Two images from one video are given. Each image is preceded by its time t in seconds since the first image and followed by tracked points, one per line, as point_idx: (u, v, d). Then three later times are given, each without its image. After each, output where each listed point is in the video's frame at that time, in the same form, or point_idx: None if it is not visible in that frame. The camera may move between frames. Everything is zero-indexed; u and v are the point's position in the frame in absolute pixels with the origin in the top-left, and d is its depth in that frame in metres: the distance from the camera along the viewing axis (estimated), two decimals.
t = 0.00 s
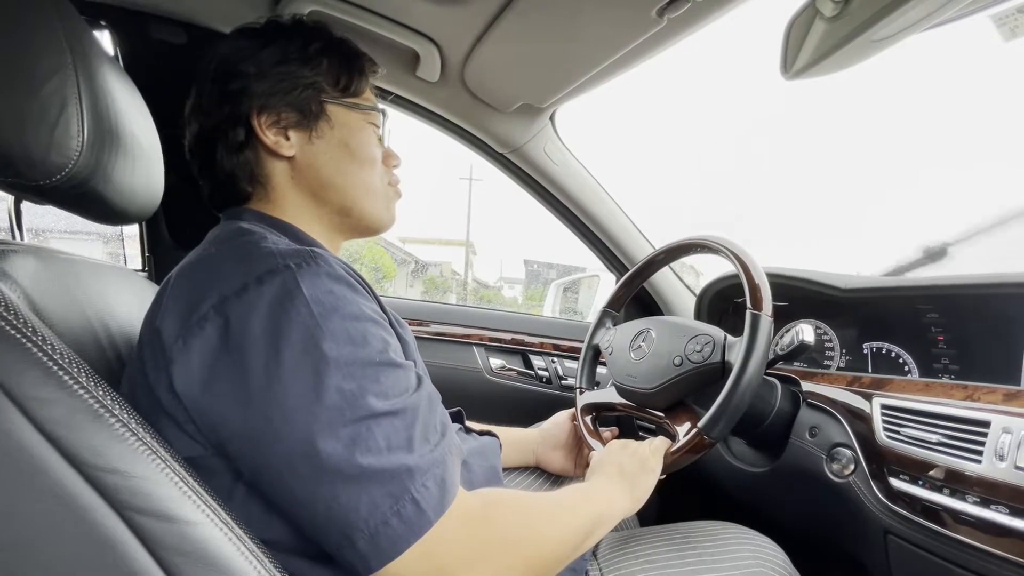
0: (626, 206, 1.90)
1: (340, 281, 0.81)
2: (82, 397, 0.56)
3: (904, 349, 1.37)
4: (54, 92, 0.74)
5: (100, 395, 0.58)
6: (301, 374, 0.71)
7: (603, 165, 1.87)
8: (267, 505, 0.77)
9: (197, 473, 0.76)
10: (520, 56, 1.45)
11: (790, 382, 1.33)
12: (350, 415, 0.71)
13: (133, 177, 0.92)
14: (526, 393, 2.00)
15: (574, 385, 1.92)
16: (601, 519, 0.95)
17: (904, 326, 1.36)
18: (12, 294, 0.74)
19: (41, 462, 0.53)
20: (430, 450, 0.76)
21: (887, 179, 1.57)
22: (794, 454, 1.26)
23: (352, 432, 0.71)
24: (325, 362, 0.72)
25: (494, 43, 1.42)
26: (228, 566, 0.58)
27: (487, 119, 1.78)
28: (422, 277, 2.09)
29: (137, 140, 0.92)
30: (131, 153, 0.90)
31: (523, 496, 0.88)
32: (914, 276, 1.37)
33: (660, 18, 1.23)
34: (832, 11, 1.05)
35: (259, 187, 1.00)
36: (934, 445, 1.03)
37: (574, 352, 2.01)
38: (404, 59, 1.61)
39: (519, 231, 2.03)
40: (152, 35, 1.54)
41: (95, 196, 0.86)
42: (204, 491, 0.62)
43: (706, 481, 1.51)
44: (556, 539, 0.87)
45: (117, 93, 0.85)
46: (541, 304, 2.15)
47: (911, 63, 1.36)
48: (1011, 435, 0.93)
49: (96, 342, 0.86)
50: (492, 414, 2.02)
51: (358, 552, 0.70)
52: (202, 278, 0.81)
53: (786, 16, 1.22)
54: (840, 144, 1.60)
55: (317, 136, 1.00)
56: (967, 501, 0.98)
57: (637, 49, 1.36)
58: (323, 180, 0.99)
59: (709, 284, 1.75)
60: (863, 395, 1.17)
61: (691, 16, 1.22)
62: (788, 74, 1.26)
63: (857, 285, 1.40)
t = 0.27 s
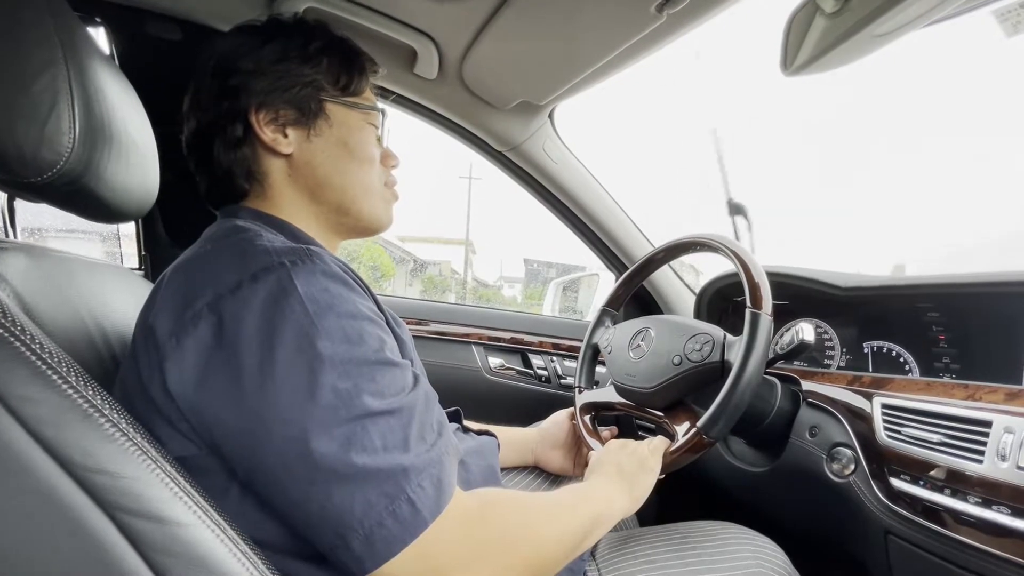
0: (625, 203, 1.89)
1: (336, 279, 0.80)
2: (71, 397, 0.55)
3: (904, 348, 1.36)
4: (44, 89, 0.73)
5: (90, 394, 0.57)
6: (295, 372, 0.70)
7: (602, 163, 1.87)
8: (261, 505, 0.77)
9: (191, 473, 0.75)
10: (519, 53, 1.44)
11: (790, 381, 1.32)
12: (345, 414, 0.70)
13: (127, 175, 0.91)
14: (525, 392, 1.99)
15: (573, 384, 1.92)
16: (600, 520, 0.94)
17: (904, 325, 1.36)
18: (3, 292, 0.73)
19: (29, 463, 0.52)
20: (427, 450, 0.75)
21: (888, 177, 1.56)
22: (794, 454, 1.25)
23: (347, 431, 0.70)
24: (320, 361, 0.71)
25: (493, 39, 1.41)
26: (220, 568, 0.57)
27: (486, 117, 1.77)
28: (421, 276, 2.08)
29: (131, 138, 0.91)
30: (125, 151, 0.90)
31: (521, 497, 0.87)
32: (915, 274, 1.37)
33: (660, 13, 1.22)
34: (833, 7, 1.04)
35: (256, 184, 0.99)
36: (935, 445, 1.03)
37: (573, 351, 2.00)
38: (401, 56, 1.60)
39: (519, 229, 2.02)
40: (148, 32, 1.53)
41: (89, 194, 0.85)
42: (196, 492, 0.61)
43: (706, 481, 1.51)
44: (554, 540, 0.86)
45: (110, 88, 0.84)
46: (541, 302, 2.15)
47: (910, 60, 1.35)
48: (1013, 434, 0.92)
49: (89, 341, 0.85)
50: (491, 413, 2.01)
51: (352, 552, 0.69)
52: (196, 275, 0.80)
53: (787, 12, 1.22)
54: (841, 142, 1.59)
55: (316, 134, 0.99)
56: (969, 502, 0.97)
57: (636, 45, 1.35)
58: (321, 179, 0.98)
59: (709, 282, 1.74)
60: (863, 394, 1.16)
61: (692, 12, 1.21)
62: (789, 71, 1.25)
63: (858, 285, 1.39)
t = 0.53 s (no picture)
0: (623, 198, 1.87)
1: (331, 269, 0.79)
2: (56, 392, 0.54)
3: (905, 345, 1.35)
4: (31, 80, 0.72)
5: (76, 390, 0.56)
6: (289, 363, 0.69)
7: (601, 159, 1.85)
8: (254, 503, 0.76)
9: (183, 470, 0.74)
10: (516, 48, 1.42)
11: (789, 378, 1.31)
12: (340, 405, 0.69)
13: (119, 169, 0.90)
14: (523, 390, 1.98)
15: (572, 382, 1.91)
16: (598, 517, 0.93)
17: (905, 322, 1.34)
18: None
19: (13, 460, 0.51)
20: (422, 442, 0.74)
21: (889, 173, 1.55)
22: (794, 452, 1.24)
23: (341, 423, 0.69)
24: (315, 351, 0.70)
25: (489, 34, 1.40)
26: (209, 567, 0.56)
27: (484, 112, 1.76)
28: (421, 274, 2.06)
29: (123, 132, 0.90)
30: (116, 145, 0.88)
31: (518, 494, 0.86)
32: (916, 271, 1.35)
33: (658, 7, 1.20)
34: None
35: (253, 180, 0.98)
36: (937, 442, 1.01)
37: (572, 348, 1.99)
38: (398, 51, 1.58)
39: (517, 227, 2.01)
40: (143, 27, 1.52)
41: (79, 189, 0.84)
42: (186, 490, 0.60)
43: (705, 479, 1.50)
44: (553, 537, 0.85)
45: (100, 81, 0.83)
46: (540, 301, 2.13)
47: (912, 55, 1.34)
48: (1016, 432, 0.91)
49: (80, 337, 0.84)
50: (489, 411, 2.00)
51: (347, 546, 0.68)
52: (189, 266, 0.79)
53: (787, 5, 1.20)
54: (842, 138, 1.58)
55: (315, 130, 0.98)
56: (970, 500, 0.96)
57: (634, 39, 1.34)
58: (319, 175, 0.97)
59: (709, 279, 1.72)
60: (864, 391, 1.15)
61: (690, 5, 1.19)
62: (789, 64, 1.23)
63: (858, 282, 1.38)
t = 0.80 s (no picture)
0: (623, 196, 1.86)
1: (330, 265, 0.79)
2: (57, 392, 0.54)
3: (908, 343, 1.34)
4: (30, 79, 0.72)
5: (77, 390, 0.56)
6: (289, 360, 0.69)
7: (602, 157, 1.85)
8: (256, 503, 0.76)
9: (184, 470, 0.74)
10: (517, 45, 1.42)
11: (792, 377, 1.30)
12: (340, 403, 0.69)
13: (119, 168, 0.90)
14: (524, 389, 1.98)
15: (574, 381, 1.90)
16: (600, 516, 0.93)
17: (908, 320, 1.34)
18: None
19: (15, 461, 0.51)
20: (424, 440, 0.74)
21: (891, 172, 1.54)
22: (797, 451, 1.24)
23: (342, 420, 0.68)
24: (314, 348, 0.70)
25: (490, 32, 1.39)
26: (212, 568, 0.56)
27: (485, 111, 1.76)
28: (421, 273, 2.08)
29: (122, 131, 0.89)
30: (116, 144, 0.88)
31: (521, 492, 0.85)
32: (918, 269, 1.35)
33: (660, 4, 1.20)
34: None
35: (255, 179, 0.97)
36: (940, 441, 1.01)
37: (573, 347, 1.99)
38: (399, 49, 1.58)
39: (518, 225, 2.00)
40: (143, 25, 1.52)
41: (80, 188, 0.84)
42: (188, 490, 0.60)
43: (707, 478, 1.49)
44: (555, 536, 0.85)
45: (100, 80, 0.83)
46: (541, 300, 2.14)
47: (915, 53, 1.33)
48: (1020, 430, 0.91)
49: (80, 337, 0.84)
50: (490, 410, 2.00)
51: (349, 544, 0.67)
52: (188, 264, 0.79)
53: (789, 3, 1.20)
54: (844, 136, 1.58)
55: (318, 129, 0.98)
56: (974, 498, 0.95)
57: (635, 37, 1.33)
58: (322, 174, 0.97)
59: (710, 278, 1.72)
60: (867, 390, 1.15)
61: (692, 2, 1.19)
62: (791, 61, 1.23)
63: (860, 280, 1.38)
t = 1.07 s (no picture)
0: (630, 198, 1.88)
1: (345, 273, 0.80)
2: (89, 398, 0.55)
3: (913, 345, 1.36)
4: (55, 89, 0.73)
5: (109, 396, 0.57)
6: (307, 369, 0.70)
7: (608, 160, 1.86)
8: (277, 504, 0.77)
9: (206, 472, 0.76)
10: (527, 51, 1.43)
11: (797, 378, 1.31)
12: (358, 410, 0.70)
13: (138, 175, 0.91)
14: (531, 390, 1.99)
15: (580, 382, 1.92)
16: (611, 517, 0.95)
17: (913, 322, 1.36)
18: (17, 292, 0.73)
19: (51, 465, 0.52)
20: (439, 445, 0.75)
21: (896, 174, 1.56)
22: (803, 451, 1.25)
23: (360, 428, 0.70)
24: (332, 357, 0.71)
25: (500, 37, 1.41)
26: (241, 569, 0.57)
27: (493, 114, 1.77)
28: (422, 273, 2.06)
29: (141, 138, 0.91)
30: (136, 151, 0.89)
31: (534, 493, 0.87)
32: (922, 272, 1.36)
33: (670, 10, 1.21)
34: (845, 3, 1.04)
35: (269, 186, 0.98)
36: (946, 442, 1.03)
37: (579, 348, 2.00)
38: (408, 53, 1.59)
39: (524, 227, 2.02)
40: (155, 30, 1.53)
41: (101, 195, 0.85)
42: (216, 493, 0.61)
43: (714, 478, 1.51)
44: (568, 537, 0.87)
45: (121, 88, 0.84)
46: (546, 301, 2.15)
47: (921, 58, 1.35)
48: None
49: (103, 342, 0.85)
50: (497, 410, 2.01)
51: (368, 548, 0.69)
52: (205, 273, 0.80)
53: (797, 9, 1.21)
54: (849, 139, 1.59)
55: (329, 134, 0.99)
56: (981, 499, 0.97)
57: (644, 43, 1.35)
58: (336, 178, 0.99)
59: (715, 280, 1.74)
60: (873, 391, 1.16)
61: (702, 9, 1.20)
62: (800, 67, 1.24)
63: (865, 282, 1.39)
